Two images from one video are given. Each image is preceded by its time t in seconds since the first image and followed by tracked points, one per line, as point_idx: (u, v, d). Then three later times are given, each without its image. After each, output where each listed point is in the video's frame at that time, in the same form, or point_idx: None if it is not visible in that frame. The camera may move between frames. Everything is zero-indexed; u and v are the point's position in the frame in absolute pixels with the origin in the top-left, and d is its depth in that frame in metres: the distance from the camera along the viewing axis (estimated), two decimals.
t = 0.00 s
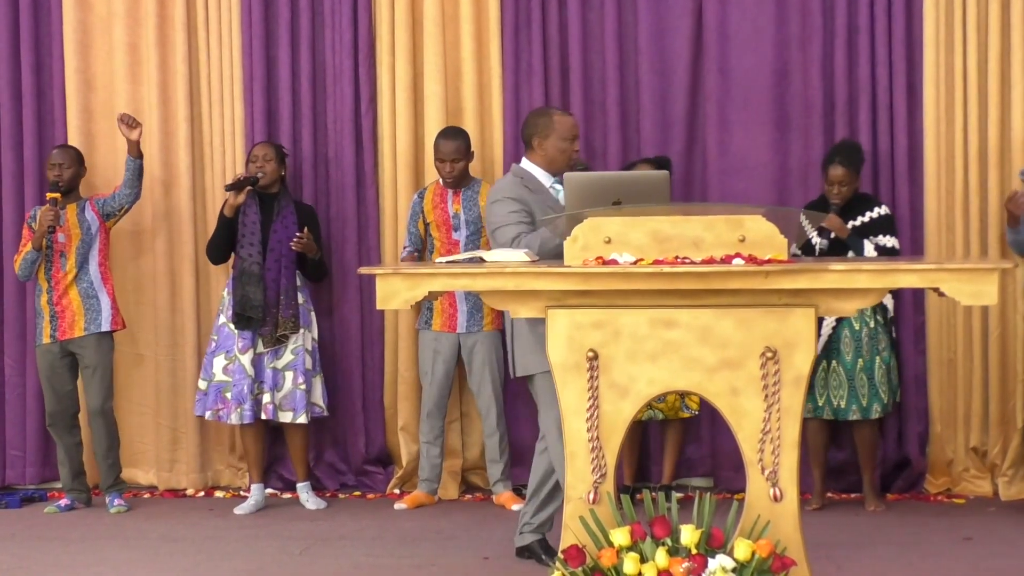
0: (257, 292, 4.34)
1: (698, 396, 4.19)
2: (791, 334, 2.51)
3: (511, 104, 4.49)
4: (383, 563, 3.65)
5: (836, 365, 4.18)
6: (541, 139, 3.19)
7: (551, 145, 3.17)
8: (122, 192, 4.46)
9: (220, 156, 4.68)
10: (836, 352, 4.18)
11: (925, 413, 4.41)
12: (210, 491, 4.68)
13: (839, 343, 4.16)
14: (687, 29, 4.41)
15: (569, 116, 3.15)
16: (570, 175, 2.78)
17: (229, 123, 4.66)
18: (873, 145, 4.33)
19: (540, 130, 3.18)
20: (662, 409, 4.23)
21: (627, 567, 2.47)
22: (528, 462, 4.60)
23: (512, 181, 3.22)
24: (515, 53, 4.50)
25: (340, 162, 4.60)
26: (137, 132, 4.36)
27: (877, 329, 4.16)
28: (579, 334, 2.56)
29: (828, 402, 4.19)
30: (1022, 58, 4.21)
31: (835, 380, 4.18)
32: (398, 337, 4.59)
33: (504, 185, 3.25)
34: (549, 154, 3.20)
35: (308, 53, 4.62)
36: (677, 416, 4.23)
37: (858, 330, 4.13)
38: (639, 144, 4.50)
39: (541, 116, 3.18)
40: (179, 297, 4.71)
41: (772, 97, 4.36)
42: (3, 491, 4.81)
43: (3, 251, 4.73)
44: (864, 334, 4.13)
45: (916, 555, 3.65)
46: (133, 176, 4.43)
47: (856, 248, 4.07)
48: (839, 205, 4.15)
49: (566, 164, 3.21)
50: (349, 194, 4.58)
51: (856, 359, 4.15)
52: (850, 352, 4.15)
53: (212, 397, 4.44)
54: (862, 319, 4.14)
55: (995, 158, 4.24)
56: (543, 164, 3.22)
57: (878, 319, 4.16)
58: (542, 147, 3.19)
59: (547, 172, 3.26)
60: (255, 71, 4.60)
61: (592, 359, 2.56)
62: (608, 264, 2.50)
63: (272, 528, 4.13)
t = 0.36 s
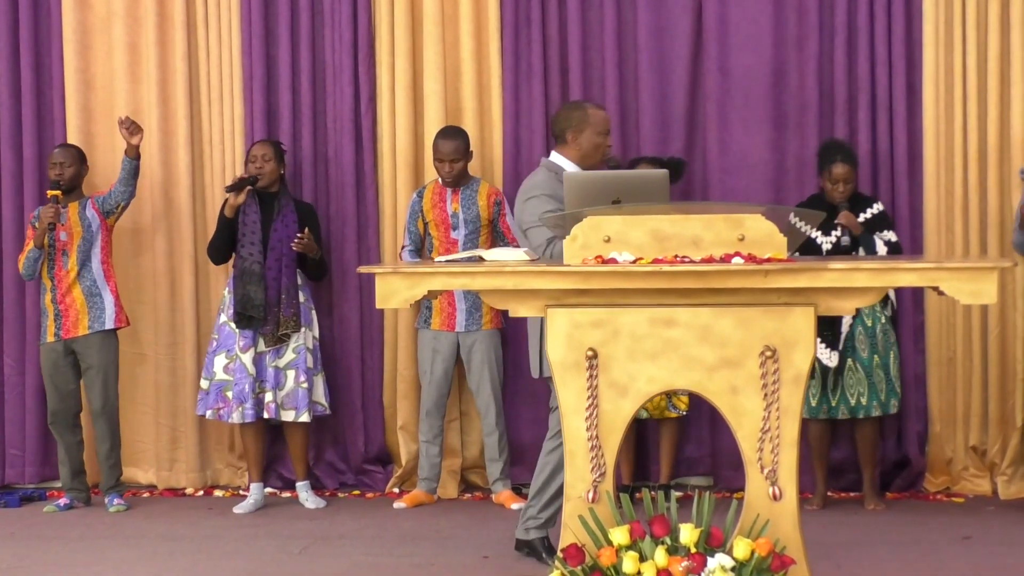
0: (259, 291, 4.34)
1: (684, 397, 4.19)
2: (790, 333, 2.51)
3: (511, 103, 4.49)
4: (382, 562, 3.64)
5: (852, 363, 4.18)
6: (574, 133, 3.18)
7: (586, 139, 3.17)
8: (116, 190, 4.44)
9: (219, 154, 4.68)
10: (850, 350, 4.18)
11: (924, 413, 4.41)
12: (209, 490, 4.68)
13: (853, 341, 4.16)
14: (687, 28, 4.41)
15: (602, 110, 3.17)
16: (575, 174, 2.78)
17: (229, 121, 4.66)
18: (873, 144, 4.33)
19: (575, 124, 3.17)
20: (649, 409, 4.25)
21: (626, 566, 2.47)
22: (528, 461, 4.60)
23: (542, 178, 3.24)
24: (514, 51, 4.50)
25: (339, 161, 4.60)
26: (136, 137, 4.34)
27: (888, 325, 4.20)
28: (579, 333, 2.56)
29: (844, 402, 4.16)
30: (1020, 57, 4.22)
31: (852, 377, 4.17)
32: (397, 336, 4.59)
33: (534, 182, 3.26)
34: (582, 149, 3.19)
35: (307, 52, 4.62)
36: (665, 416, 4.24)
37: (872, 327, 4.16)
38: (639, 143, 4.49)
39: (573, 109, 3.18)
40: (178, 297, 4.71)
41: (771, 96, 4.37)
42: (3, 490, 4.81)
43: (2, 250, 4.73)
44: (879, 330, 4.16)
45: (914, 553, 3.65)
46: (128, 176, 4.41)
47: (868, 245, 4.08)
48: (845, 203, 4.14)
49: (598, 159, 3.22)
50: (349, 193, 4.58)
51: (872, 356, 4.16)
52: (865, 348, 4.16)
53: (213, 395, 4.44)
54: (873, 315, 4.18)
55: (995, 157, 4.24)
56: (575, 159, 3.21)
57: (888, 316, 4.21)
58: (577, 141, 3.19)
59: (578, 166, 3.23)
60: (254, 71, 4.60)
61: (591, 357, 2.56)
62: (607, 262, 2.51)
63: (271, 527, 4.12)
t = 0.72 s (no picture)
0: (263, 293, 4.36)
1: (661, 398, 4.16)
2: (780, 333, 2.51)
3: (501, 103, 4.48)
4: (372, 562, 3.64)
5: (862, 364, 4.21)
6: (599, 129, 3.11)
7: (611, 136, 3.10)
8: (113, 189, 4.42)
9: (209, 154, 4.67)
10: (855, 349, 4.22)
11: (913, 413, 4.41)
12: (199, 491, 4.67)
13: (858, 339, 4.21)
14: (677, 29, 4.41)
15: (628, 106, 3.11)
16: (574, 173, 2.77)
17: (219, 121, 4.65)
18: (863, 144, 4.34)
19: (601, 120, 3.09)
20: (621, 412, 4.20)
21: (616, 566, 2.48)
22: (518, 461, 4.60)
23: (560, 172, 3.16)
24: (505, 51, 4.49)
25: (330, 161, 4.59)
26: (140, 137, 4.31)
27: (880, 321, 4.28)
28: (569, 333, 2.57)
29: (851, 400, 4.16)
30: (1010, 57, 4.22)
31: (863, 377, 4.19)
32: (387, 336, 4.59)
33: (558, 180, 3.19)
34: (608, 146, 3.12)
35: (297, 52, 4.61)
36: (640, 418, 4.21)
37: (872, 324, 4.24)
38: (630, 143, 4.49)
39: (600, 105, 3.11)
40: (168, 297, 4.70)
41: (761, 96, 4.37)
42: None
43: None
44: (878, 328, 4.25)
45: (904, 553, 3.66)
46: (128, 175, 4.39)
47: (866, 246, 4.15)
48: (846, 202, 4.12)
49: (623, 157, 3.14)
50: (339, 193, 4.58)
51: (875, 353, 4.23)
52: (868, 346, 4.23)
53: (218, 396, 4.44)
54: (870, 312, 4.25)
55: (984, 157, 4.25)
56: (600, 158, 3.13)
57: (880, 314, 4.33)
58: (603, 138, 3.11)
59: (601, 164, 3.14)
60: (244, 70, 4.59)
61: (582, 358, 2.56)
62: (597, 263, 2.51)
63: (261, 528, 4.12)
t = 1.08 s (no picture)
0: (249, 296, 4.35)
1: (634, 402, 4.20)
2: (752, 333, 2.53)
3: (474, 104, 4.49)
4: (347, 563, 3.64)
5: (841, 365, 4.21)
6: (596, 129, 3.13)
7: (609, 134, 3.12)
8: (92, 188, 4.40)
9: (181, 154, 4.65)
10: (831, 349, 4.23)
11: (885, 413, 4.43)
12: (171, 493, 4.65)
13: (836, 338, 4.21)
14: (650, 29, 4.42)
15: (622, 103, 3.14)
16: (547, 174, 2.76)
17: (192, 121, 4.64)
18: (834, 145, 4.35)
19: (597, 119, 3.12)
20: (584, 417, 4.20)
21: (589, 566, 2.48)
22: (491, 461, 4.61)
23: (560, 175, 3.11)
24: (478, 51, 4.49)
25: (303, 160, 4.59)
26: (120, 134, 4.31)
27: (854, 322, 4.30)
28: (542, 334, 2.57)
29: (827, 400, 4.18)
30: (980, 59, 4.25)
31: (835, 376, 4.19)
32: (361, 337, 4.58)
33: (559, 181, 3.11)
34: (605, 144, 3.13)
35: (270, 52, 4.60)
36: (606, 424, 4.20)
37: (847, 325, 4.26)
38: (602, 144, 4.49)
39: (594, 104, 3.14)
40: (140, 298, 4.68)
41: (734, 97, 4.38)
42: None
43: None
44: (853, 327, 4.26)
45: (878, 551, 3.68)
46: (106, 174, 4.37)
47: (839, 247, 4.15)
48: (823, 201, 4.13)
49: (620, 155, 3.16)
50: (312, 193, 4.57)
51: (851, 353, 4.25)
52: (845, 346, 4.24)
53: (207, 398, 4.40)
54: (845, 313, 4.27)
55: (955, 158, 4.27)
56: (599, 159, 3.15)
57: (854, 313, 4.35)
58: (599, 137, 3.13)
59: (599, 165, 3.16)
60: (217, 70, 4.58)
61: (554, 359, 2.56)
62: (570, 264, 2.50)
63: (235, 529, 4.11)
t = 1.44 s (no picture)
0: (234, 297, 4.33)
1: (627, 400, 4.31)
2: (734, 334, 2.53)
3: (457, 105, 4.49)
4: (329, 564, 3.64)
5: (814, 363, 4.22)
6: (607, 133, 3.11)
7: (619, 139, 3.10)
8: (75, 189, 4.38)
9: (164, 155, 4.64)
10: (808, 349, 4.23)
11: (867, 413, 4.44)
12: (153, 494, 4.64)
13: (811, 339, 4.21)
14: (632, 30, 4.43)
15: (635, 109, 3.12)
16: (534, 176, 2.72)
17: (174, 122, 4.63)
18: (815, 146, 4.36)
19: (608, 123, 3.11)
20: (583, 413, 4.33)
21: (572, 567, 2.45)
22: (474, 462, 4.62)
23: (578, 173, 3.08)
24: (460, 51, 4.49)
25: (285, 161, 4.58)
26: (104, 134, 4.29)
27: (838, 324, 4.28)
28: (525, 335, 2.57)
29: (802, 402, 4.18)
30: (960, 60, 4.27)
31: (816, 378, 4.21)
32: (343, 338, 4.58)
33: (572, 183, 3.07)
34: (616, 149, 3.12)
35: (252, 53, 4.59)
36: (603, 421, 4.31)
37: (826, 326, 4.23)
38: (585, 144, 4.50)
39: (608, 108, 3.12)
40: (123, 298, 4.67)
41: (717, 97, 4.39)
42: None
43: None
44: (833, 329, 4.24)
45: (861, 551, 3.68)
46: (89, 174, 4.35)
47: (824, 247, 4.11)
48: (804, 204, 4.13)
49: (632, 161, 3.13)
50: (295, 194, 4.57)
51: (829, 355, 4.23)
52: (822, 347, 4.22)
53: (190, 398, 4.40)
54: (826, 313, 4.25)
55: (936, 159, 4.29)
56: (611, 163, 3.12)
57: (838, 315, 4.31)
58: (610, 141, 3.11)
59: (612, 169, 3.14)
60: (199, 71, 4.57)
61: (538, 360, 2.57)
62: (553, 264, 2.51)
63: (218, 530, 4.10)
